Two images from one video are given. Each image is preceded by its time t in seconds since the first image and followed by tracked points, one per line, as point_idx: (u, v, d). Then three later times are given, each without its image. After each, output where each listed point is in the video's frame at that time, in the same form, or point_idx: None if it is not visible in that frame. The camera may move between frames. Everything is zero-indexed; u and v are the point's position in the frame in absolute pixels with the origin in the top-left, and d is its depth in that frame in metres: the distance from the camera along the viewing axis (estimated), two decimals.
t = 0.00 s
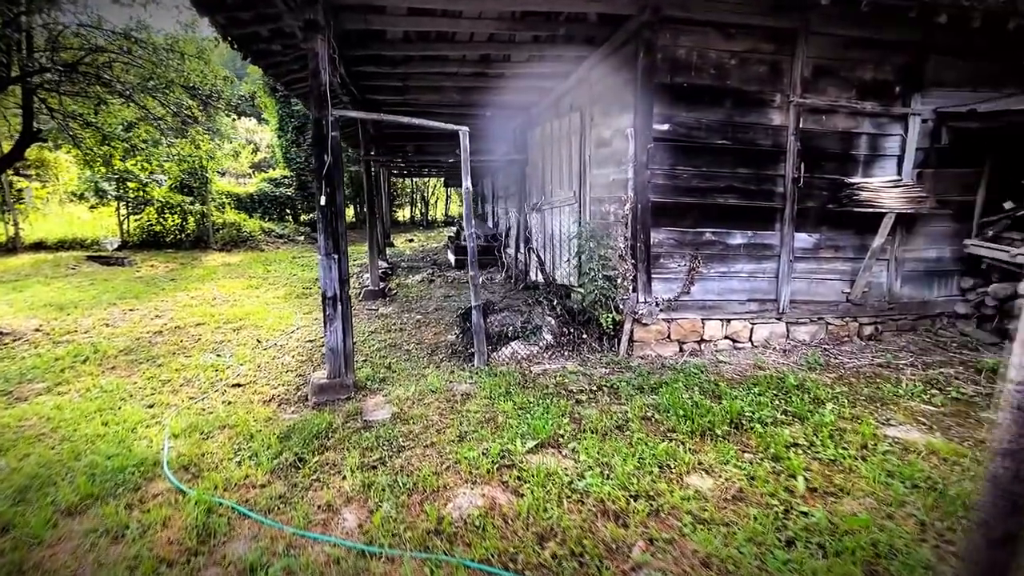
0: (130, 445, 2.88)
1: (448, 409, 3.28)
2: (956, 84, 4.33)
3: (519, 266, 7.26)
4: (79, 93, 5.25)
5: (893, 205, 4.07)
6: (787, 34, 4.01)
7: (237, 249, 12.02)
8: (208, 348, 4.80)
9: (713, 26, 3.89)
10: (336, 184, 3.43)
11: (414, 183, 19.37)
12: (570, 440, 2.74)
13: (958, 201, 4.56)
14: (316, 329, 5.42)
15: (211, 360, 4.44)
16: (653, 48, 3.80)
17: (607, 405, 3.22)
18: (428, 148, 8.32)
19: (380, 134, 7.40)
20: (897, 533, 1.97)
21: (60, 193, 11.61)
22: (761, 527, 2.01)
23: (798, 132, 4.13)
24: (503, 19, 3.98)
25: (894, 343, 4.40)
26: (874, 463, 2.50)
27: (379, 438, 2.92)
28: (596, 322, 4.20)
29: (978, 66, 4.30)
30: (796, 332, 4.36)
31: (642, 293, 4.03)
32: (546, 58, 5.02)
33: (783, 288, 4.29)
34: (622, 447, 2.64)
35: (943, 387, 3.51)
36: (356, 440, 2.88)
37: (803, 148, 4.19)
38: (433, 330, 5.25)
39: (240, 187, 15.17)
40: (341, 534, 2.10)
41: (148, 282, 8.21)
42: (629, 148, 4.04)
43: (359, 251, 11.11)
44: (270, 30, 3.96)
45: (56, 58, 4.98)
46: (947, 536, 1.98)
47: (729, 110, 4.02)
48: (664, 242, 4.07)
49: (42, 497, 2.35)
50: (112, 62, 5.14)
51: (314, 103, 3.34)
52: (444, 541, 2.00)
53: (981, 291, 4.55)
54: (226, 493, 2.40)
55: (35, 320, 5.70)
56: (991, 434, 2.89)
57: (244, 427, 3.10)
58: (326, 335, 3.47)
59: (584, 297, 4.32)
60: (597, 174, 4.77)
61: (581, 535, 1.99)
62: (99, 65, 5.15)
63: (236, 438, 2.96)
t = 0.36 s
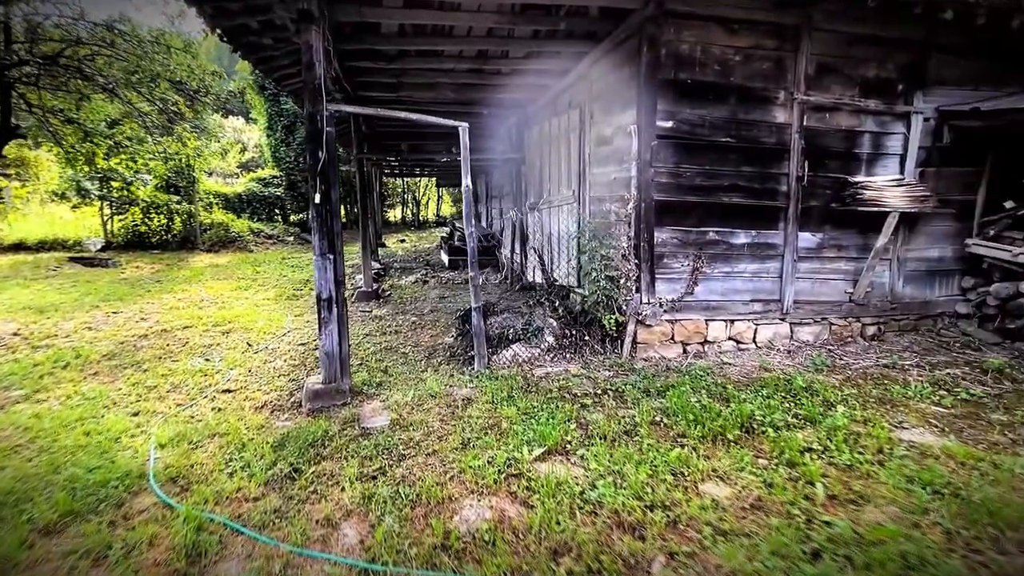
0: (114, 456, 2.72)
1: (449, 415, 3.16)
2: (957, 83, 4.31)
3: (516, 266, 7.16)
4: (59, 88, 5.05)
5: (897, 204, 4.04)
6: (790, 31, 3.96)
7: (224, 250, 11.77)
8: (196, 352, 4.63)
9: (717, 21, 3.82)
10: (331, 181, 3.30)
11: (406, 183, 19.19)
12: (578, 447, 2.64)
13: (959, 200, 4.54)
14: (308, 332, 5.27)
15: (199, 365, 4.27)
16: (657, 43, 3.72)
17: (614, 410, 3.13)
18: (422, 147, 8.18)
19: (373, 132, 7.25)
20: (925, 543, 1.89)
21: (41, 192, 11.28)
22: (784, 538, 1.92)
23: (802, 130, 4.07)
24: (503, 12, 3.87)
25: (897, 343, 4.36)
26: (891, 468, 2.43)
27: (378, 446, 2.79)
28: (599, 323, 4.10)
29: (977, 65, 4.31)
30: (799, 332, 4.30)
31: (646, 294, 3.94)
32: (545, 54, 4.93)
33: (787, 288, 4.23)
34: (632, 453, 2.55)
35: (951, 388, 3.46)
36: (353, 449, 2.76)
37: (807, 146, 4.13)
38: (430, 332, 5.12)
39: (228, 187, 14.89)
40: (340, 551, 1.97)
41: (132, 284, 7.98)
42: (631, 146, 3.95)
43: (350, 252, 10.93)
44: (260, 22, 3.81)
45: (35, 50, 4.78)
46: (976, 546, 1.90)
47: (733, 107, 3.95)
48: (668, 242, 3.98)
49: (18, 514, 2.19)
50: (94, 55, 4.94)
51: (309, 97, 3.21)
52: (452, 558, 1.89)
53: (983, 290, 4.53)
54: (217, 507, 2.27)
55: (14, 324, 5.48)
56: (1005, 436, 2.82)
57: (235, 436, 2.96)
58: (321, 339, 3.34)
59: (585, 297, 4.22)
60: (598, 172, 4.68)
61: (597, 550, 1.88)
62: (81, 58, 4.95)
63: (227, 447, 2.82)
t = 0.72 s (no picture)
0: (93, 470, 2.55)
1: (449, 423, 3.03)
2: (961, 80, 4.26)
3: (512, 267, 7.03)
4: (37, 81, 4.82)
5: (903, 203, 3.98)
6: (796, 26, 3.88)
7: (211, 251, 11.50)
8: (182, 357, 4.44)
9: (723, 16, 3.73)
10: (324, 178, 3.15)
11: (397, 184, 19.00)
12: (588, 456, 2.52)
13: (962, 200, 4.50)
14: (300, 336, 5.09)
15: (185, 370, 4.09)
16: (661, 37, 3.62)
17: (622, 416, 3.01)
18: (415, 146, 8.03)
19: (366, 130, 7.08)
20: (960, 558, 1.79)
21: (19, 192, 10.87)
22: (812, 554, 1.81)
23: (808, 127, 4.00)
24: (502, 5, 3.73)
25: (902, 344, 4.30)
26: (913, 476, 2.34)
27: (377, 457, 2.66)
28: (602, 325, 3.99)
29: (981, 63, 4.26)
30: (804, 334, 4.22)
31: (650, 295, 3.82)
32: (544, 49, 4.81)
33: (792, 289, 4.15)
34: (645, 463, 2.43)
35: (961, 390, 3.39)
36: (350, 460, 2.61)
37: (812, 144, 4.06)
38: (426, 335, 4.98)
39: (215, 187, 14.59)
40: (339, 573, 1.83)
41: (115, 286, 7.72)
42: (635, 143, 3.85)
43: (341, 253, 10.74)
44: (249, 12, 3.65)
45: (10, 41, 4.56)
46: (1011, 559, 1.80)
47: (738, 104, 3.86)
48: (672, 242, 3.88)
49: None
50: (73, 47, 4.73)
51: (302, 90, 3.06)
52: None
53: (986, 291, 4.49)
54: (205, 526, 2.11)
55: None
56: (1022, 440, 2.75)
57: (224, 447, 2.80)
58: (314, 343, 3.18)
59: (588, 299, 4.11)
60: (599, 171, 4.57)
61: (616, 569, 1.76)
62: (59, 50, 4.73)
63: (214, 459, 2.66)
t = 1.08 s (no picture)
0: (70, 491, 2.38)
1: (452, 434, 2.89)
2: (965, 80, 4.22)
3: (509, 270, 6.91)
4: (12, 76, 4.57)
5: (909, 204, 3.92)
6: (802, 24, 3.81)
7: (198, 254, 11.24)
8: (168, 365, 4.25)
9: (728, 12, 3.64)
10: (318, 178, 3.00)
11: (388, 185, 18.80)
12: (600, 470, 2.40)
13: (965, 201, 4.46)
14: (291, 341, 4.92)
15: (172, 379, 3.91)
16: (666, 34, 3.51)
17: (631, 426, 2.90)
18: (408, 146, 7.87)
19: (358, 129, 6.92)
20: None
21: None
22: None
23: (813, 127, 3.93)
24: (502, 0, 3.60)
25: (907, 347, 4.25)
26: (939, 488, 2.25)
27: (377, 472, 2.52)
28: (606, 330, 3.88)
29: (985, 63, 4.23)
30: (810, 337, 4.15)
31: (656, 299, 3.72)
32: (542, 47, 4.70)
33: (798, 292, 4.07)
34: (661, 476, 2.32)
35: (973, 394, 3.33)
36: (349, 476, 2.47)
37: (817, 145, 3.99)
38: (422, 340, 4.84)
39: (202, 187, 14.29)
40: None
41: (98, 290, 7.48)
42: (639, 143, 3.75)
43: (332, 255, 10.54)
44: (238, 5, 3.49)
45: None
46: None
47: (744, 103, 3.77)
48: (678, 244, 3.79)
49: None
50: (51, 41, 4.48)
51: (295, 86, 2.91)
52: None
53: (989, 292, 4.46)
54: (192, 552, 1.96)
55: None
56: None
57: (213, 462, 2.64)
58: (308, 351, 3.03)
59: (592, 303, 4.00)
60: (600, 171, 4.47)
61: None
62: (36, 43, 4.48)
63: (202, 477, 2.50)
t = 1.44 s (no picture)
0: (49, 513, 2.23)
1: (456, 446, 2.78)
2: (968, 81, 4.20)
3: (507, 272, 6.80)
4: None
5: (916, 207, 3.84)
6: (808, 23, 3.75)
7: (185, 256, 10.98)
8: (155, 373, 4.08)
9: (735, 10, 3.57)
10: (314, 178, 2.87)
11: (379, 186, 18.60)
12: (613, 484, 2.30)
13: (968, 203, 4.44)
14: (284, 347, 4.76)
15: (158, 389, 3.74)
16: (672, 32, 3.43)
17: (643, 437, 2.80)
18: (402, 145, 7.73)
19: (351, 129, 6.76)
20: None
21: None
22: None
23: (820, 128, 3.87)
24: None
25: (912, 350, 4.21)
26: (965, 500, 2.17)
27: (379, 488, 2.39)
28: (611, 334, 3.75)
29: (988, 64, 4.21)
30: (816, 341, 4.09)
31: (661, 303, 3.65)
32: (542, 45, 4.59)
33: (804, 295, 4.01)
34: (678, 491, 2.23)
35: (985, 399, 3.28)
36: (350, 493, 2.35)
37: (823, 145, 3.93)
38: (420, 345, 4.71)
39: (189, 188, 14.00)
40: None
41: (81, 294, 7.24)
42: (644, 143, 3.66)
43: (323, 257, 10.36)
44: None
45: None
46: None
47: (750, 103, 3.70)
48: (683, 246, 3.70)
49: None
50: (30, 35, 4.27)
51: (290, 82, 2.77)
52: None
53: (992, 294, 4.44)
54: None
55: None
56: None
57: (203, 479, 2.49)
58: (303, 360, 2.89)
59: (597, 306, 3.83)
60: (602, 171, 4.37)
61: None
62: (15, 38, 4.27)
63: (192, 495, 2.35)
